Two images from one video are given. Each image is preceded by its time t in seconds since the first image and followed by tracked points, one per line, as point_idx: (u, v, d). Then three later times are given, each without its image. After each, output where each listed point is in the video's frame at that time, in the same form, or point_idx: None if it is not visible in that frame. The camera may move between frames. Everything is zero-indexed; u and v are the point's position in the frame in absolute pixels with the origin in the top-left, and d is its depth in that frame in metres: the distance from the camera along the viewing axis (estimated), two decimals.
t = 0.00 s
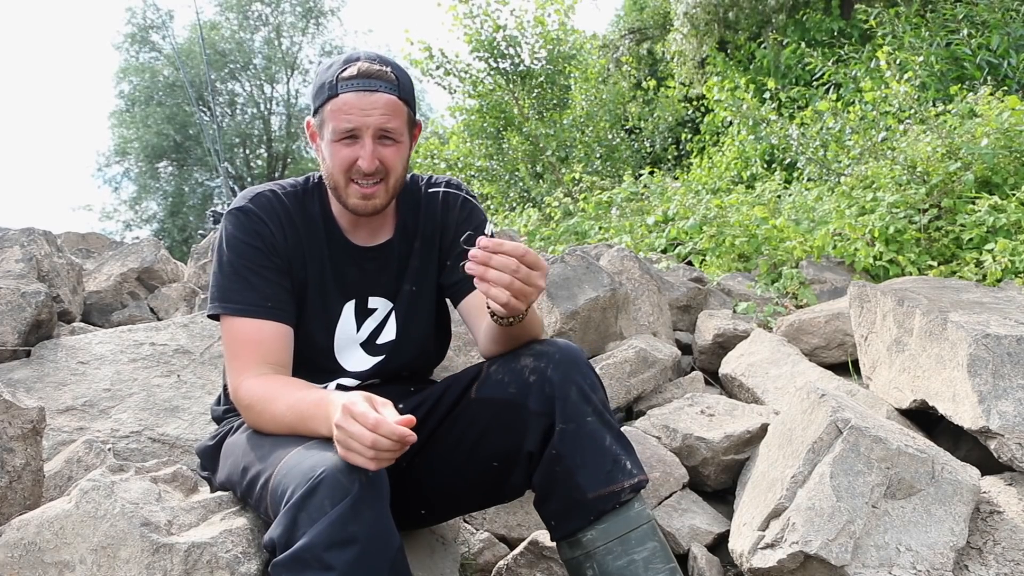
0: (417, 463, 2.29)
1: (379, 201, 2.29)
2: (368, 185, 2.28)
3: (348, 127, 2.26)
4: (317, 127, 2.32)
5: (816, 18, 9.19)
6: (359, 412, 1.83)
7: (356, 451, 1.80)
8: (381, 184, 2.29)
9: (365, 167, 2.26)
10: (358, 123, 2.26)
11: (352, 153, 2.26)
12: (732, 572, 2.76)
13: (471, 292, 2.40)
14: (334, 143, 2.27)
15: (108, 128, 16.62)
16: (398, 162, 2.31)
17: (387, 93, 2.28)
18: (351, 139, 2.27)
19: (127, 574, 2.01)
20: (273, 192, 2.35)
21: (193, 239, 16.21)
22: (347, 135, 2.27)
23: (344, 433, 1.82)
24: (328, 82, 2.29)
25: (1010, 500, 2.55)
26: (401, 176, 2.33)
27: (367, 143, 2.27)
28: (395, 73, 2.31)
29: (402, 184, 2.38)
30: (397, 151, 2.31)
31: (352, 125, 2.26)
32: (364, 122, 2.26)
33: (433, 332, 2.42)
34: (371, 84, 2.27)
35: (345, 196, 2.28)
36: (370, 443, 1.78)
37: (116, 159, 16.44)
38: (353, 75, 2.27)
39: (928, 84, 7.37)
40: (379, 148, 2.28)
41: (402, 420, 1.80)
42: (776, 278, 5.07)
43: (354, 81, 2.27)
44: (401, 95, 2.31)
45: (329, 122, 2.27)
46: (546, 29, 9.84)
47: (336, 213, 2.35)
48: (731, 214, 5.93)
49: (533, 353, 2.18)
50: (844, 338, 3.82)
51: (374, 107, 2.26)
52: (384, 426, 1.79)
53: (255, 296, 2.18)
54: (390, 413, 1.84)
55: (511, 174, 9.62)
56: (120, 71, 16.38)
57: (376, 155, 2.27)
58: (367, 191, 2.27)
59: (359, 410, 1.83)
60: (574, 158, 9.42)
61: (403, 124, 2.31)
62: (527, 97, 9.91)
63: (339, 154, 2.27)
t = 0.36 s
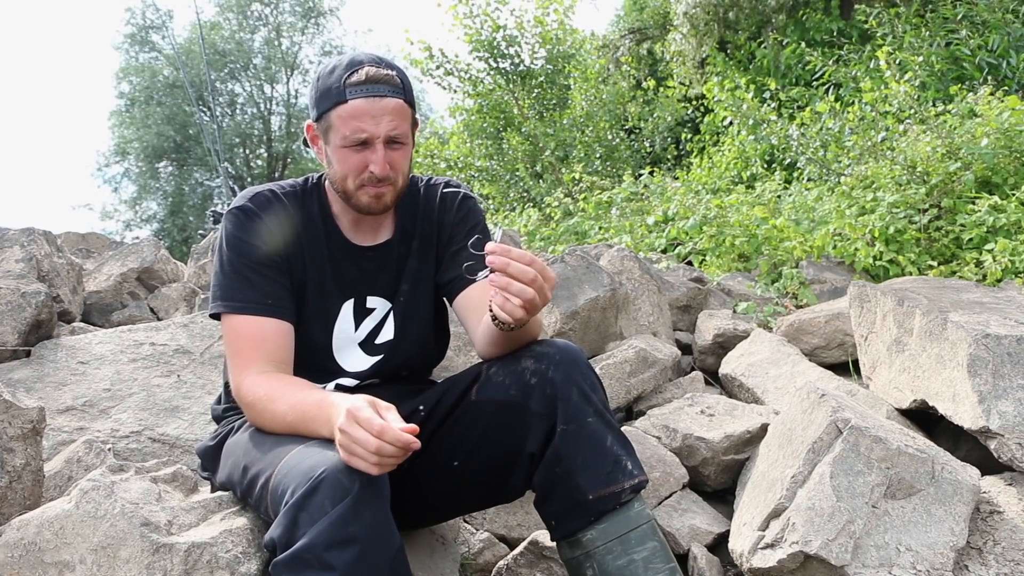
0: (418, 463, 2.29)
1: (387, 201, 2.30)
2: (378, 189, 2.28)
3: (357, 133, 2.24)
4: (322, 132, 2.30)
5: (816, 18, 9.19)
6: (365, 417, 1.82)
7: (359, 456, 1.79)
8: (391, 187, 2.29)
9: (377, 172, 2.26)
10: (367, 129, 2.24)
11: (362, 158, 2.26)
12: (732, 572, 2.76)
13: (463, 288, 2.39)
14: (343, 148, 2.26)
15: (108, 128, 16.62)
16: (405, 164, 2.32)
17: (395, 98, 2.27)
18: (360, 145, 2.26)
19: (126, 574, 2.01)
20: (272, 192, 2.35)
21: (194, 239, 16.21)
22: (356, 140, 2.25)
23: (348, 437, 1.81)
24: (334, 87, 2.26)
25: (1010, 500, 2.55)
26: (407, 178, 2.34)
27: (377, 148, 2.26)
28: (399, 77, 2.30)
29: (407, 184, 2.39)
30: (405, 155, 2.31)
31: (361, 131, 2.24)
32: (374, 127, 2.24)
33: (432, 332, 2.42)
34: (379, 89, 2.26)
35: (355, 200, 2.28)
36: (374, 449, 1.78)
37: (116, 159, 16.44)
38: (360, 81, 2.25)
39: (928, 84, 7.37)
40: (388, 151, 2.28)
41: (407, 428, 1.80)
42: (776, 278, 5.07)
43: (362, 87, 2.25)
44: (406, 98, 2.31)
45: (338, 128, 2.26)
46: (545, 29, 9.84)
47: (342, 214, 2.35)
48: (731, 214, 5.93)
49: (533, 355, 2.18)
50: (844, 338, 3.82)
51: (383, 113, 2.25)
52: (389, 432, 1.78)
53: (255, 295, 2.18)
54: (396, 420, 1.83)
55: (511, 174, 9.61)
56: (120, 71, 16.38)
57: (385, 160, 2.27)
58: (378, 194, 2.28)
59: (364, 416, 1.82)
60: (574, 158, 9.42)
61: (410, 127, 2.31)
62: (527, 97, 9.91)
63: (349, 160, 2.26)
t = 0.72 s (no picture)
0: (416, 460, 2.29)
1: (389, 212, 2.30)
2: (382, 196, 2.28)
3: (374, 134, 2.26)
4: (345, 127, 2.33)
5: (816, 18, 9.19)
6: (377, 414, 1.83)
7: (370, 455, 1.80)
8: (395, 197, 2.29)
9: (384, 179, 2.26)
10: (385, 132, 2.26)
11: (373, 161, 2.27)
12: (732, 572, 2.76)
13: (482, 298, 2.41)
14: (360, 147, 2.28)
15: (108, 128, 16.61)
16: (416, 178, 2.32)
17: (420, 110, 2.28)
18: (375, 147, 2.27)
19: (126, 574, 2.01)
20: (286, 189, 2.35)
21: (193, 239, 16.21)
22: (372, 142, 2.27)
23: (360, 436, 1.82)
24: (366, 86, 2.29)
25: (1010, 500, 2.55)
26: (416, 192, 2.33)
27: (390, 154, 2.27)
28: (433, 92, 2.32)
29: (417, 199, 2.38)
30: (417, 169, 2.31)
31: (378, 133, 2.26)
32: (392, 132, 2.26)
33: (441, 336, 2.44)
34: (407, 97, 2.27)
35: (358, 201, 2.29)
36: (388, 446, 1.79)
37: (116, 159, 16.43)
38: (393, 86, 2.28)
39: (928, 84, 7.38)
40: (400, 161, 2.28)
41: (419, 424, 1.83)
42: (776, 278, 5.07)
43: (392, 91, 2.27)
44: (435, 115, 2.32)
45: (358, 126, 2.28)
46: (545, 29, 9.83)
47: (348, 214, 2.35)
48: (731, 214, 5.93)
49: (530, 349, 2.19)
50: (844, 338, 3.82)
51: (405, 121, 2.26)
52: (403, 429, 1.81)
53: (264, 295, 2.18)
54: (406, 416, 1.85)
55: (511, 174, 9.60)
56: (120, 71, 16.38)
57: (395, 167, 2.27)
58: (380, 202, 2.28)
59: (377, 414, 1.83)
60: (574, 158, 9.41)
61: (431, 144, 2.31)
62: (527, 97, 9.90)
63: (360, 159, 2.27)
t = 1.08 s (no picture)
0: (417, 461, 2.29)
1: (380, 202, 2.30)
2: (372, 186, 2.28)
3: (358, 126, 2.25)
4: (328, 122, 2.32)
5: (816, 18, 9.19)
6: (370, 421, 1.82)
7: (365, 460, 1.80)
8: (385, 186, 2.29)
9: (371, 169, 2.26)
10: (368, 123, 2.25)
11: (360, 152, 2.26)
12: (732, 572, 2.76)
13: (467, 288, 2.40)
14: (344, 141, 2.27)
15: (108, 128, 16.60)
16: (403, 165, 2.31)
17: (401, 97, 2.28)
18: (360, 138, 2.27)
19: (126, 574, 2.01)
20: (274, 190, 2.35)
21: (193, 239, 16.22)
22: (356, 133, 2.27)
23: (354, 442, 1.81)
24: (344, 79, 2.29)
25: (1010, 500, 2.55)
26: (404, 180, 2.34)
27: (375, 143, 2.26)
28: (411, 78, 2.32)
29: (406, 187, 2.39)
30: (404, 156, 2.31)
31: (362, 125, 2.25)
32: (375, 121, 2.25)
33: (434, 332, 2.44)
34: (386, 86, 2.27)
35: (348, 194, 2.29)
36: (382, 453, 1.78)
37: (116, 159, 16.43)
38: (370, 76, 2.27)
39: (928, 84, 7.38)
40: (386, 150, 2.28)
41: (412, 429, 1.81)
42: (776, 278, 5.07)
43: (371, 81, 2.27)
44: (415, 100, 2.31)
45: (341, 119, 2.27)
46: (545, 29, 9.83)
47: (339, 210, 2.35)
48: (731, 214, 5.93)
49: (532, 355, 2.18)
50: (844, 338, 3.82)
51: (387, 109, 2.26)
52: (396, 435, 1.79)
53: (255, 295, 2.18)
54: (401, 421, 1.84)
55: (511, 174, 9.60)
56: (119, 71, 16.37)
57: (382, 157, 2.27)
58: (370, 192, 2.28)
59: (370, 421, 1.82)
60: (574, 158, 9.41)
61: (413, 130, 2.31)
62: (527, 97, 9.89)
63: (346, 152, 2.27)
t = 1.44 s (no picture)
0: (422, 460, 2.29)
1: (374, 200, 2.31)
2: (363, 187, 2.29)
3: (336, 133, 2.26)
4: (307, 134, 2.33)
5: (816, 18, 9.19)
6: (372, 391, 1.89)
7: (372, 434, 1.86)
8: (376, 185, 2.30)
9: (358, 171, 2.27)
10: (345, 129, 2.26)
11: (344, 158, 2.27)
12: (732, 572, 2.76)
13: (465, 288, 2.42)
14: (325, 150, 2.27)
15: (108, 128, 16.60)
16: (389, 161, 2.32)
17: (370, 94, 2.27)
18: (341, 145, 2.28)
19: (127, 574, 2.01)
20: (270, 194, 2.35)
21: (193, 239, 16.22)
22: (336, 140, 2.27)
23: (362, 417, 1.87)
24: (311, 89, 2.29)
25: (1010, 500, 2.55)
26: (393, 173, 2.34)
27: (356, 146, 2.27)
28: (377, 72, 2.31)
29: (397, 180, 2.39)
30: (388, 151, 2.32)
31: (339, 131, 2.26)
32: (351, 125, 2.26)
33: (436, 333, 2.43)
34: (353, 87, 2.27)
35: (342, 200, 2.30)
36: (388, 421, 1.85)
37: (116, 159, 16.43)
38: (334, 81, 2.27)
39: (927, 84, 7.38)
40: (368, 149, 2.28)
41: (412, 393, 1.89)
42: (776, 278, 5.07)
43: (337, 86, 2.27)
44: (386, 94, 2.31)
45: (318, 129, 2.28)
46: (546, 29, 9.83)
47: (336, 214, 2.36)
48: (731, 214, 5.93)
49: (536, 353, 2.18)
50: (844, 338, 3.82)
51: (359, 111, 2.26)
52: (401, 402, 1.87)
53: (255, 297, 2.18)
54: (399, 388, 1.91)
55: (511, 174, 9.59)
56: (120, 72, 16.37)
57: (367, 157, 2.28)
58: (363, 193, 2.29)
59: (371, 390, 1.89)
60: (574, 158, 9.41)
61: (391, 122, 2.31)
62: (527, 97, 9.89)
63: (330, 161, 2.27)
